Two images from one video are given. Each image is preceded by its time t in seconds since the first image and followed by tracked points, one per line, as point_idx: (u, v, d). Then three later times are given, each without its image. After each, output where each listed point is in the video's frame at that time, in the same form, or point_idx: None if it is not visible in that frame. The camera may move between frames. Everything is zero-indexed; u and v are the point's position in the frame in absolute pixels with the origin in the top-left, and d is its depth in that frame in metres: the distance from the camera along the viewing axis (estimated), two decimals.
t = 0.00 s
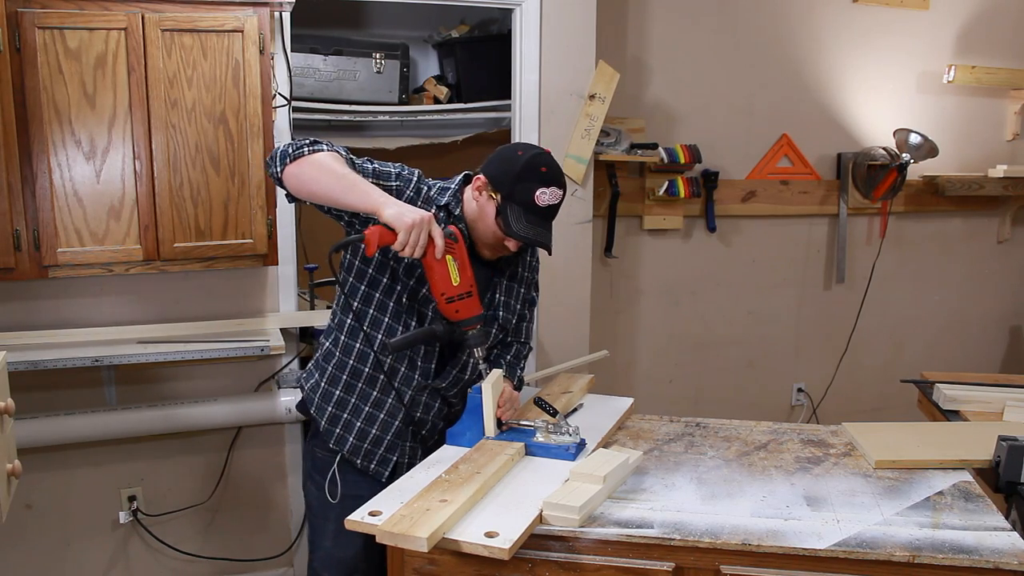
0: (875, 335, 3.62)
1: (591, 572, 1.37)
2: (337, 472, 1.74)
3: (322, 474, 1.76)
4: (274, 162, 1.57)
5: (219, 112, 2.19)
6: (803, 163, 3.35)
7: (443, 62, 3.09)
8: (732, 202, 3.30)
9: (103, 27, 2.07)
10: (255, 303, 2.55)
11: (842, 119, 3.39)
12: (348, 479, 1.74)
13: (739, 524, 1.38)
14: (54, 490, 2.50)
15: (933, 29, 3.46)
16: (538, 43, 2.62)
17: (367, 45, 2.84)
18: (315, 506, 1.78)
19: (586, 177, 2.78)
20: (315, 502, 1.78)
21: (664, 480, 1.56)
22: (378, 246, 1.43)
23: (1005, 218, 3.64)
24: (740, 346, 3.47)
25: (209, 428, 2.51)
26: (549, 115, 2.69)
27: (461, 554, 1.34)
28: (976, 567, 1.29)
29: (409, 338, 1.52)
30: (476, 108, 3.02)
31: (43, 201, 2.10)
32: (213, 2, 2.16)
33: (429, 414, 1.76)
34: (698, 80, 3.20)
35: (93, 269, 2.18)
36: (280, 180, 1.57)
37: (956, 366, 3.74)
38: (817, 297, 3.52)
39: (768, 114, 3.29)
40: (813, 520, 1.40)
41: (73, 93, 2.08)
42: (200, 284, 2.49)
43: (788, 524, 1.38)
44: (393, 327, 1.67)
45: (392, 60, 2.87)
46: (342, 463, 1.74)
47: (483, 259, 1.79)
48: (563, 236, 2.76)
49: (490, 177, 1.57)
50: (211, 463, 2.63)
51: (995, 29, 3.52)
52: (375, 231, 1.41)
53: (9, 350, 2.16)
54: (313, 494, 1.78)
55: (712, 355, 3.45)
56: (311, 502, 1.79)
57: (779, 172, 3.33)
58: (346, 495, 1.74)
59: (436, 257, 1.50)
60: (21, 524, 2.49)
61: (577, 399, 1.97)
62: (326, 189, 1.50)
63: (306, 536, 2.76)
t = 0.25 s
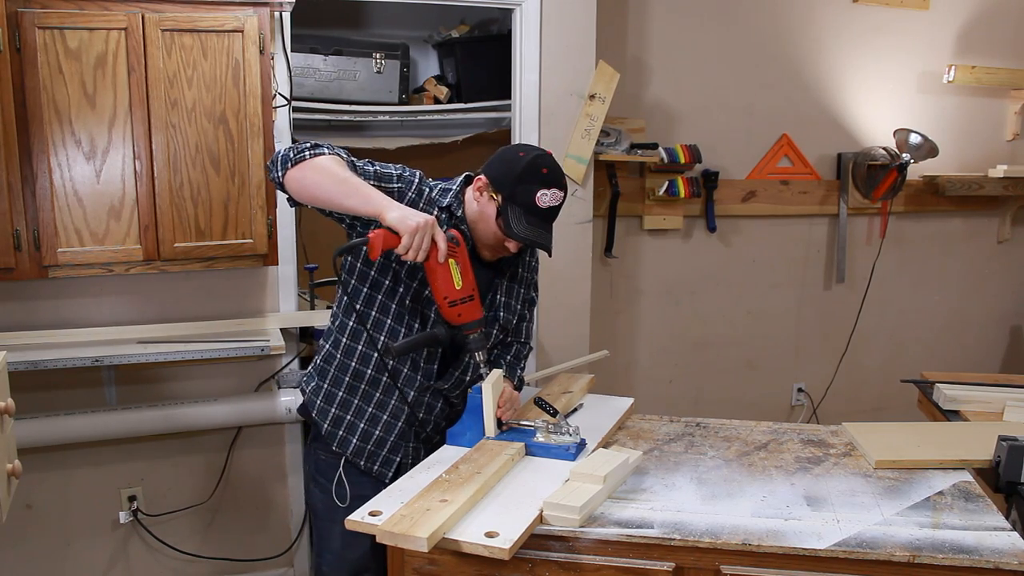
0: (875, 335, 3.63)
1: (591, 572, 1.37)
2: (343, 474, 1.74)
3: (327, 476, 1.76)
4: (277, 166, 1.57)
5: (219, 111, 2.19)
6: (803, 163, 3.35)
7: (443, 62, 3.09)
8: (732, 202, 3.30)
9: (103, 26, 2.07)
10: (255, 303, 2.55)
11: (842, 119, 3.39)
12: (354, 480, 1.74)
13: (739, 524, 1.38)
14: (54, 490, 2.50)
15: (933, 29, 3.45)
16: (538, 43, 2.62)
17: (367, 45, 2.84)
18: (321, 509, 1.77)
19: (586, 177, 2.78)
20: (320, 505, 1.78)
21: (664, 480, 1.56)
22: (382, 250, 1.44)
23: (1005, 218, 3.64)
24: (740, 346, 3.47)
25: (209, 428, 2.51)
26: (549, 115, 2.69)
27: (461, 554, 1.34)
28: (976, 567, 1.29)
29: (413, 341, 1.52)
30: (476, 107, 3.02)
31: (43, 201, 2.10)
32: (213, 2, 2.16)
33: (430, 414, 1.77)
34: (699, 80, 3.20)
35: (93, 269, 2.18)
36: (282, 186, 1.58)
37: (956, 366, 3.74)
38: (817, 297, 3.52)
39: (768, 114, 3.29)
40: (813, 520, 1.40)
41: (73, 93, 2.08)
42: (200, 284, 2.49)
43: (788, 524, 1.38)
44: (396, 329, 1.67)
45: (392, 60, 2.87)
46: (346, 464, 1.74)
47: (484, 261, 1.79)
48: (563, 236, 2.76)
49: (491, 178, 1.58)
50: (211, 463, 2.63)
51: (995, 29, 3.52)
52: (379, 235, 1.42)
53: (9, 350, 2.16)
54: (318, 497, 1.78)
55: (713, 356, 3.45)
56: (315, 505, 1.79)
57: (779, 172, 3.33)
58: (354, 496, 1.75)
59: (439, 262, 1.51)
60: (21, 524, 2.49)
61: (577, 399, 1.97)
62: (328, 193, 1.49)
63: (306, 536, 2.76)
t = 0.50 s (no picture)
0: (875, 335, 3.63)
1: (591, 572, 1.37)
2: (345, 475, 1.73)
3: (329, 478, 1.75)
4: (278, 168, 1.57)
5: (219, 112, 2.19)
6: (803, 163, 3.35)
7: (443, 62, 3.09)
8: (732, 202, 3.30)
9: (104, 26, 2.07)
10: (255, 303, 2.55)
11: (842, 119, 3.39)
12: (356, 480, 1.74)
13: (739, 524, 1.38)
14: (54, 490, 2.50)
15: (933, 29, 3.45)
16: (538, 43, 2.62)
17: (367, 45, 2.84)
18: (324, 509, 1.76)
19: (586, 177, 2.78)
20: (321, 506, 1.76)
21: (664, 480, 1.56)
22: (385, 253, 1.43)
23: (1005, 218, 3.64)
24: (740, 347, 3.47)
25: (209, 428, 2.51)
26: (549, 115, 2.69)
27: (461, 554, 1.34)
28: (976, 567, 1.29)
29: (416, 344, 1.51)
30: (476, 107, 3.02)
31: (43, 201, 2.10)
32: (213, 2, 2.16)
33: (430, 415, 1.77)
34: (699, 80, 3.20)
35: (93, 268, 2.18)
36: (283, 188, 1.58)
37: (957, 366, 3.74)
38: (817, 297, 3.52)
39: (768, 114, 3.29)
40: (814, 520, 1.40)
41: (73, 93, 2.08)
42: (200, 284, 2.49)
43: (788, 524, 1.38)
44: (396, 330, 1.67)
45: (392, 60, 2.86)
46: (347, 465, 1.73)
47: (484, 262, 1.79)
48: (563, 236, 2.76)
49: (492, 181, 1.58)
50: (211, 463, 2.63)
51: (995, 29, 3.52)
52: (383, 237, 1.41)
53: (9, 350, 2.16)
54: (319, 498, 1.77)
55: (713, 356, 3.45)
56: (317, 505, 1.78)
57: (779, 172, 3.33)
58: (357, 497, 1.74)
59: (442, 265, 1.51)
60: (21, 524, 2.49)
61: (577, 399, 1.97)
62: (330, 196, 1.49)
63: (306, 536, 2.76)
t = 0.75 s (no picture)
0: (875, 335, 3.63)
1: (591, 572, 1.37)
2: (333, 476, 1.73)
3: (319, 479, 1.74)
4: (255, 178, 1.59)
5: (219, 112, 2.19)
6: (803, 163, 3.35)
7: (443, 62, 3.09)
8: (732, 202, 3.30)
9: (104, 26, 2.07)
10: (255, 303, 2.55)
11: (842, 119, 3.39)
12: (344, 481, 1.73)
13: (739, 524, 1.38)
14: (54, 490, 2.50)
15: (933, 29, 3.45)
16: (539, 43, 2.62)
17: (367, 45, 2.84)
18: (314, 511, 1.75)
19: (586, 177, 2.78)
20: (313, 508, 1.76)
21: (664, 480, 1.56)
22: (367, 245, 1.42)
23: (1005, 218, 3.64)
24: (740, 347, 3.47)
25: (209, 428, 2.51)
26: (549, 115, 2.69)
27: (461, 554, 1.34)
28: (976, 567, 1.29)
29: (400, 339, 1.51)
30: (476, 108, 3.02)
31: (43, 201, 2.10)
32: (213, 2, 2.16)
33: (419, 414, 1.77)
34: (699, 80, 3.20)
35: (93, 269, 2.18)
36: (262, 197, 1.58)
37: (957, 366, 3.74)
38: (817, 297, 3.52)
39: (768, 114, 3.29)
40: (814, 520, 1.40)
41: (73, 93, 2.08)
42: (200, 284, 2.49)
43: (788, 525, 1.38)
44: (382, 330, 1.67)
45: (392, 60, 2.86)
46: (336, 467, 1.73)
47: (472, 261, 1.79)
48: (563, 236, 2.76)
49: (471, 177, 1.58)
50: (211, 463, 2.63)
51: (995, 29, 3.52)
52: (364, 230, 1.40)
53: (9, 350, 2.16)
54: (310, 500, 1.76)
55: (713, 356, 3.45)
56: (308, 507, 1.77)
57: (779, 172, 3.33)
58: (346, 497, 1.74)
59: (425, 256, 1.50)
60: (21, 524, 2.49)
61: (577, 399, 1.97)
62: (311, 197, 1.50)
63: (306, 536, 2.76)
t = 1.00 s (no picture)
0: (875, 335, 3.63)
1: (591, 572, 1.37)
2: (340, 478, 1.73)
3: (326, 480, 1.75)
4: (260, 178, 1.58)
5: (219, 112, 2.19)
6: (803, 163, 3.35)
7: (443, 62, 3.09)
8: (732, 202, 3.30)
9: (104, 26, 2.07)
10: (255, 303, 2.55)
11: (842, 119, 3.39)
12: (351, 482, 1.73)
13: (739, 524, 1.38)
14: (54, 490, 2.50)
15: (933, 29, 3.45)
16: (538, 44, 2.62)
17: (367, 45, 2.84)
18: (323, 513, 1.76)
19: (586, 177, 2.78)
20: (321, 509, 1.76)
21: (664, 480, 1.56)
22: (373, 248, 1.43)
23: (1005, 218, 3.64)
24: (740, 347, 3.47)
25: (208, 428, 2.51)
26: (549, 115, 2.69)
27: (461, 554, 1.34)
28: (977, 567, 1.29)
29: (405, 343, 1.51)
30: (476, 107, 3.02)
31: (43, 201, 2.10)
32: (213, 2, 2.16)
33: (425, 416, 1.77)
34: (699, 80, 3.20)
35: (93, 269, 2.18)
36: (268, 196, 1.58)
37: (957, 366, 3.74)
38: (816, 297, 3.52)
39: (768, 114, 3.29)
40: (814, 520, 1.40)
41: (73, 93, 2.08)
42: (200, 284, 2.49)
43: (788, 524, 1.38)
44: (389, 331, 1.67)
45: (392, 60, 2.86)
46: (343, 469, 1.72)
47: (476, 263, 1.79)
48: (563, 236, 2.76)
49: (477, 181, 1.58)
50: (211, 463, 2.63)
51: (994, 29, 3.52)
52: (370, 233, 1.41)
53: (9, 350, 2.16)
54: (318, 501, 1.77)
55: (713, 356, 3.45)
56: (316, 509, 1.78)
57: (779, 172, 3.33)
58: (353, 499, 1.73)
59: (430, 260, 1.50)
60: (21, 524, 2.49)
61: (577, 399, 1.97)
62: (316, 197, 1.50)
63: (306, 536, 2.76)
